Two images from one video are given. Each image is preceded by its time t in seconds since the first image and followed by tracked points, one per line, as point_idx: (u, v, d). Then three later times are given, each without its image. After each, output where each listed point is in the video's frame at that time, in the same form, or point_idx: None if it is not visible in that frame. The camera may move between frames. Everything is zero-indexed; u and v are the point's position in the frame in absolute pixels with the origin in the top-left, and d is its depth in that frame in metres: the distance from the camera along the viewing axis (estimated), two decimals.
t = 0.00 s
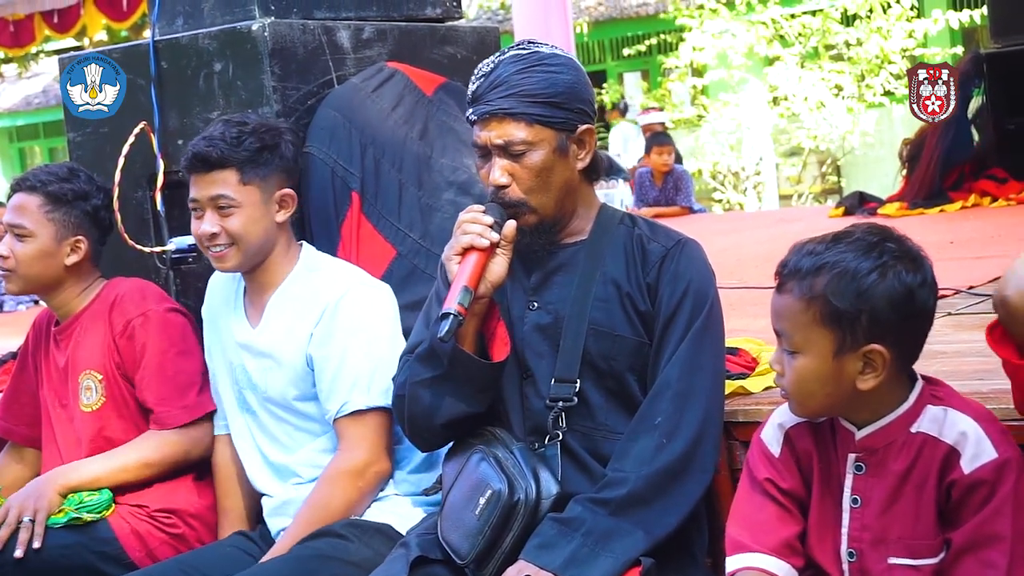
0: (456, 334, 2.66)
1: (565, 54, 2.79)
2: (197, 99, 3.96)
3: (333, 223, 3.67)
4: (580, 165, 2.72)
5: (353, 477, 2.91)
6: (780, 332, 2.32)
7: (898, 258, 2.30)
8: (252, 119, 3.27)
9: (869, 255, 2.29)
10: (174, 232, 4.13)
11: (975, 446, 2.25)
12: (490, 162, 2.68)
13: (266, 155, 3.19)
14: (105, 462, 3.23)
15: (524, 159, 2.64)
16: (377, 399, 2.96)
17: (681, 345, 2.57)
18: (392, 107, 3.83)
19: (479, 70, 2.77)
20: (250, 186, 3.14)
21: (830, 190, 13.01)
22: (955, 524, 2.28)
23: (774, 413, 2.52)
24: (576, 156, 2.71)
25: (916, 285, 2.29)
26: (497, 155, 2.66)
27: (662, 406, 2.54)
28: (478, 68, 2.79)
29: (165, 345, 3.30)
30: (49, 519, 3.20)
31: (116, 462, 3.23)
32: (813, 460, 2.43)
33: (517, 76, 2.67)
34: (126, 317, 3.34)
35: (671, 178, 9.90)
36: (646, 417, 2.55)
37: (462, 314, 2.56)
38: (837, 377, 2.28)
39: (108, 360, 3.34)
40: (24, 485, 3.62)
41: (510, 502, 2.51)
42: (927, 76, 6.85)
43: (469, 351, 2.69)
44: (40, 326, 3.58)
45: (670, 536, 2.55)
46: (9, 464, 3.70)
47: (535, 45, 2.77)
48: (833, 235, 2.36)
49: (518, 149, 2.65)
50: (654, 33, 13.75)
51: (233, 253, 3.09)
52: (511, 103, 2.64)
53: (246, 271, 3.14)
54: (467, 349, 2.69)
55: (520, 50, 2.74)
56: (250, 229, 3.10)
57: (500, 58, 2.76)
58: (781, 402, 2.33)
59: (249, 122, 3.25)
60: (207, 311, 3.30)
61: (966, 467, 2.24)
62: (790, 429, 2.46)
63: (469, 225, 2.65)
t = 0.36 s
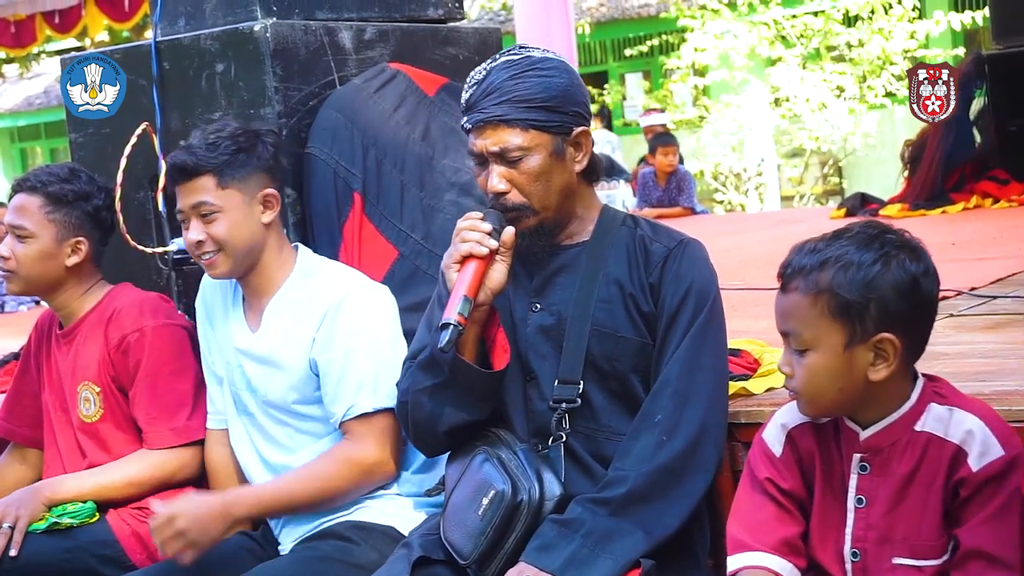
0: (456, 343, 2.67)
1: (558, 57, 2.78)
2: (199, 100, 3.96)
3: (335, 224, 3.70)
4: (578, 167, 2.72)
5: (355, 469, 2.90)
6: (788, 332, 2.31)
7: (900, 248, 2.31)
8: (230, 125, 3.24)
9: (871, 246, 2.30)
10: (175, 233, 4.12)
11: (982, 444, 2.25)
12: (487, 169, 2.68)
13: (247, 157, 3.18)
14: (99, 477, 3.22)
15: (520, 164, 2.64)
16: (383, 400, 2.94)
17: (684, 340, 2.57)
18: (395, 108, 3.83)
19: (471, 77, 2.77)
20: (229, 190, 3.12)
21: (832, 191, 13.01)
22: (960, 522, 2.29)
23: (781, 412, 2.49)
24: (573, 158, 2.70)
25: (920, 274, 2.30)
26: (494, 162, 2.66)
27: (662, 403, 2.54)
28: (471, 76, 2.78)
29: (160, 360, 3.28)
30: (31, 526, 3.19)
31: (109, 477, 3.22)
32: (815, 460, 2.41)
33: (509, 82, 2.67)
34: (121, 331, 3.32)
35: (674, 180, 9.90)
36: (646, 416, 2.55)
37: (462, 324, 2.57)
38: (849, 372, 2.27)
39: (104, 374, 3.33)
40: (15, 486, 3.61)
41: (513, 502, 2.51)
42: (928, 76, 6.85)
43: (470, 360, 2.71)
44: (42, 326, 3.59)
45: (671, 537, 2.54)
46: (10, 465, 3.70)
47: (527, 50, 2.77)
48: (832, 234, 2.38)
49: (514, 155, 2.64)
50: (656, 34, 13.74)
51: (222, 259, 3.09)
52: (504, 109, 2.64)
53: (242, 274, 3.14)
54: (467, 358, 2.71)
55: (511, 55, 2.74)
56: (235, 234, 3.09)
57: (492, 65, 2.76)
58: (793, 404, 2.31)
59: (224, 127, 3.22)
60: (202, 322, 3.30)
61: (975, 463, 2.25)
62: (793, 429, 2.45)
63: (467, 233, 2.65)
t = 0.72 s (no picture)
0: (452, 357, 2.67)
1: (542, 62, 2.79)
2: (198, 101, 3.97)
3: (333, 225, 3.71)
4: (570, 172, 2.71)
5: (252, 422, 2.85)
6: (791, 345, 2.28)
7: (886, 244, 2.32)
8: (205, 138, 3.21)
9: (859, 242, 2.32)
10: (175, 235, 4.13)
11: (979, 449, 2.24)
12: (479, 182, 2.68)
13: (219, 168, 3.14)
14: (99, 481, 3.23)
15: (512, 175, 2.64)
16: (309, 386, 2.91)
17: (683, 351, 2.57)
18: (393, 110, 3.82)
19: (455, 93, 2.78)
20: (212, 203, 3.10)
21: (831, 193, 13.02)
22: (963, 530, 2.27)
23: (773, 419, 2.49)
24: (565, 163, 2.70)
25: (913, 267, 2.32)
26: (485, 175, 2.66)
27: (665, 414, 2.53)
28: (454, 91, 2.79)
29: (159, 369, 3.26)
30: (27, 527, 3.20)
31: (109, 481, 3.22)
32: (807, 468, 2.42)
33: (493, 95, 2.66)
34: (118, 339, 3.30)
35: (677, 181, 9.87)
36: (648, 426, 2.54)
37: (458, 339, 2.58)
38: (860, 374, 2.27)
39: (101, 381, 3.31)
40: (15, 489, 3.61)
41: (512, 506, 2.51)
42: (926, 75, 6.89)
43: (467, 376, 2.70)
44: (42, 328, 3.59)
45: (671, 540, 2.54)
46: (10, 466, 3.71)
47: (510, 58, 2.77)
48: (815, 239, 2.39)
49: (505, 166, 2.64)
50: (656, 36, 13.73)
51: (214, 273, 3.08)
52: (491, 122, 2.64)
53: (236, 284, 3.13)
54: (464, 373, 2.70)
55: (495, 65, 2.75)
56: (224, 249, 3.08)
57: (474, 78, 2.76)
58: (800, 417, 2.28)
59: (202, 141, 3.19)
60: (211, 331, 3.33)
61: (974, 469, 2.23)
62: (783, 436, 2.45)
63: (462, 246, 2.64)
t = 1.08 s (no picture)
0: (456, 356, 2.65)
1: (543, 65, 2.80)
2: (197, 104, 3.97)
3: (332, 227, 3.72)
4: (567, 173, 2.72)
5: (257, 426, 2.85)
6: (842, 364, 2.15)
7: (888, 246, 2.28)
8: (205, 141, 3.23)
9: (835, 245, 2.24)
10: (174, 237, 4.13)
11: (948, 456, 2.21)
12: (477, 183, 2.68)
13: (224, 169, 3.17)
14: (97, 484, 3.22)
15: (510, 176, 2.64)
16: (309, 390, 2.91)
17: (678, 345, 2.57)
18: (392, 113, 3.82)
19: (454, 93, 2.78)
20: (217, 199, 3.12)
21: (830, 196, 13.04)
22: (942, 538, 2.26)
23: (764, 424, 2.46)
24: (562, 165, 2.70)
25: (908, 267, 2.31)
26: (484, 175, 2.66)
27: (659, 410, 2.53)
28: (453, 91, 2.79)
29: (157, 372, 3.26)
30: (26, 530, 3.20)
31: (108, 484, 3.22)
32: (791, 474, 2.41)
33: (493, 96, 2.67)
34: (116, 342, 3.29)
35: (679, 186, 9.88)
36: (642, 422, 2.54)
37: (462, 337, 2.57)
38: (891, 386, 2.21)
39: (99, 385, 3.31)
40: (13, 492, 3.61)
41: (507, 509, 2.51)
42: (927, 76, 7.19)
43: (469, 373, 2.70)
44: (39, 330, 3.58)
45: (667, 542, 2.54)
46: (8, 469, 3.71)
47: (509, 60, 2.78)
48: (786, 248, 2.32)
49: (503, 167, 2.64)
50: (654, 39, 13.74)
51: (214, 270, 3.07)
52: (490, 123, 2.64)
53: (233, 282, 3.11)
54: (466, 371, 2.69)
55: (494, 67, 2.76)
56: (227, 245, 3.09)
57: (474, 78, 2.77)
58: (821, 435, 2.18)
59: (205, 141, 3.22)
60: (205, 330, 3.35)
61: (940, 475, 2.21)
62: (766, 441, 2.44)
63: (465, 245, 2.64)
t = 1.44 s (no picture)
0: (450, 349, 2.66)
1: (546, 64, 2.79)
2: (196, 106, 3.97)
3: (331, 230, 3.72)
4: (567, 173, 2.71)
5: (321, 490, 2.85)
6: (895, 381, 2.13)
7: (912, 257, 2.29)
8: (205, 146, 3.24)
9: (870, 259, 2.24)
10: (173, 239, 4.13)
11: (950, 461, 2.22)
12: (476, 180, 2.68)
13: (222, 173, 3.18)
14: (93, 487, 3.22)
15: (509, 174, 2.64)
16: (352, 415, 2.92)
17: (676, 352, 2.57)
18: (391, 114, 3.82)
19: (456, 88, 2.78)
20: (212, 203, 3.12)
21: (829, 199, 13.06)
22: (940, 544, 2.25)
23: (759, 421, 2.44)
24: (562, 165, 2.70)
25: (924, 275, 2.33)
26: (483, 172, 2.66)
27: (659, 414, 2.53)
28: (456, 87, 2.80)
29: (155, 374, 3.26)
30: (24, 532, 3.19)
31: (105, 486, 3.21)
32: (785, 475, 2.38)
33: (495, 91, 2.67)
34: (114, 344, 3.29)
35: (687, 187, 9.85)
36: (643, 427, 2.54)
37: (456, 329, 2.56)
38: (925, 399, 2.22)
39: (97, 387, 3.31)
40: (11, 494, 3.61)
41: (506, 512, 2.51)
42: (928, 76, 7.17)
43: (463, 366, 2.69)
44: (37, 332, 3.58)
45: (665, 544, 2.54)
46: (6, 471, 3.70)
47: (513, 58, 2.78)
48: (818, 264, 2.29)
49: (502, 165, 2.64)
50: (653, 41, 13.74)
51: (206, 274, 3.05)
52: (491, 119, 2.65)
53: (229, 287, 3.10)
54: (461, 364, 2.68)
55: (498, 64, 2.76)
56: (220, 248, 3.07)
57: (478, 74, 2.77)
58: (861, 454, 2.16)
59: (204, 146, 3.24)
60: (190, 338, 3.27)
61: (941, 480, 2.22)
62: (760, 441, 2.42)
63: (463, 239, 2.64)
